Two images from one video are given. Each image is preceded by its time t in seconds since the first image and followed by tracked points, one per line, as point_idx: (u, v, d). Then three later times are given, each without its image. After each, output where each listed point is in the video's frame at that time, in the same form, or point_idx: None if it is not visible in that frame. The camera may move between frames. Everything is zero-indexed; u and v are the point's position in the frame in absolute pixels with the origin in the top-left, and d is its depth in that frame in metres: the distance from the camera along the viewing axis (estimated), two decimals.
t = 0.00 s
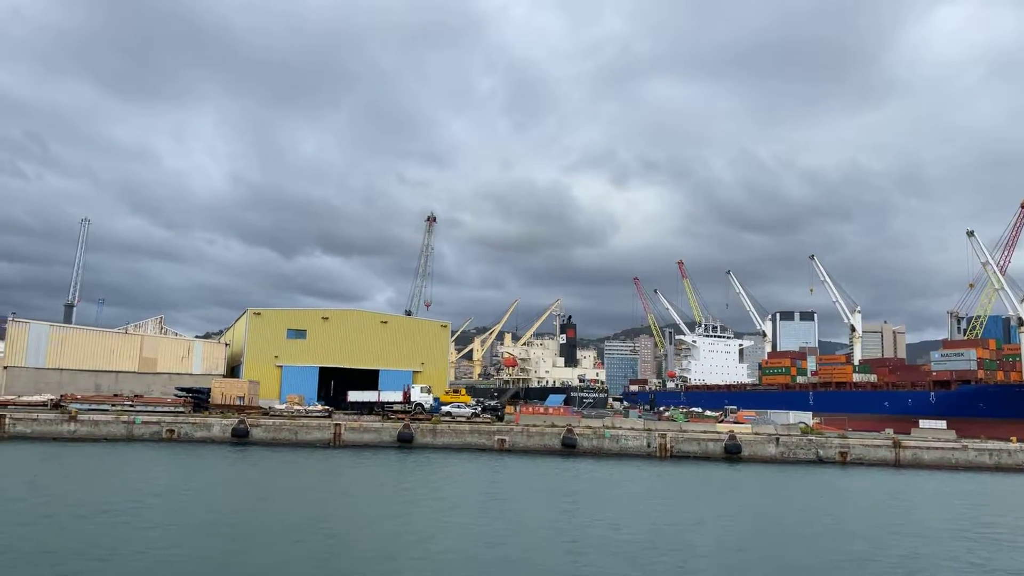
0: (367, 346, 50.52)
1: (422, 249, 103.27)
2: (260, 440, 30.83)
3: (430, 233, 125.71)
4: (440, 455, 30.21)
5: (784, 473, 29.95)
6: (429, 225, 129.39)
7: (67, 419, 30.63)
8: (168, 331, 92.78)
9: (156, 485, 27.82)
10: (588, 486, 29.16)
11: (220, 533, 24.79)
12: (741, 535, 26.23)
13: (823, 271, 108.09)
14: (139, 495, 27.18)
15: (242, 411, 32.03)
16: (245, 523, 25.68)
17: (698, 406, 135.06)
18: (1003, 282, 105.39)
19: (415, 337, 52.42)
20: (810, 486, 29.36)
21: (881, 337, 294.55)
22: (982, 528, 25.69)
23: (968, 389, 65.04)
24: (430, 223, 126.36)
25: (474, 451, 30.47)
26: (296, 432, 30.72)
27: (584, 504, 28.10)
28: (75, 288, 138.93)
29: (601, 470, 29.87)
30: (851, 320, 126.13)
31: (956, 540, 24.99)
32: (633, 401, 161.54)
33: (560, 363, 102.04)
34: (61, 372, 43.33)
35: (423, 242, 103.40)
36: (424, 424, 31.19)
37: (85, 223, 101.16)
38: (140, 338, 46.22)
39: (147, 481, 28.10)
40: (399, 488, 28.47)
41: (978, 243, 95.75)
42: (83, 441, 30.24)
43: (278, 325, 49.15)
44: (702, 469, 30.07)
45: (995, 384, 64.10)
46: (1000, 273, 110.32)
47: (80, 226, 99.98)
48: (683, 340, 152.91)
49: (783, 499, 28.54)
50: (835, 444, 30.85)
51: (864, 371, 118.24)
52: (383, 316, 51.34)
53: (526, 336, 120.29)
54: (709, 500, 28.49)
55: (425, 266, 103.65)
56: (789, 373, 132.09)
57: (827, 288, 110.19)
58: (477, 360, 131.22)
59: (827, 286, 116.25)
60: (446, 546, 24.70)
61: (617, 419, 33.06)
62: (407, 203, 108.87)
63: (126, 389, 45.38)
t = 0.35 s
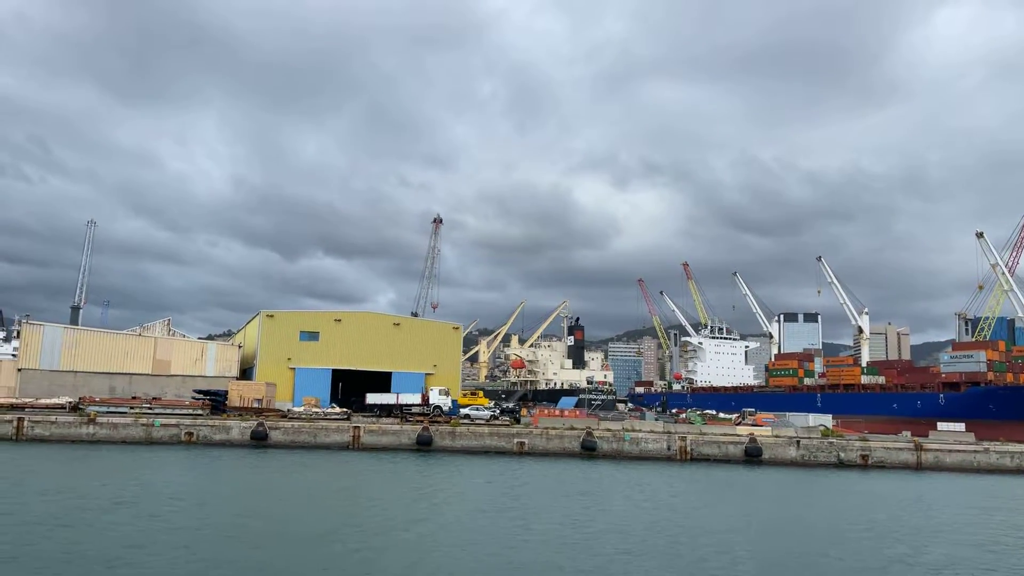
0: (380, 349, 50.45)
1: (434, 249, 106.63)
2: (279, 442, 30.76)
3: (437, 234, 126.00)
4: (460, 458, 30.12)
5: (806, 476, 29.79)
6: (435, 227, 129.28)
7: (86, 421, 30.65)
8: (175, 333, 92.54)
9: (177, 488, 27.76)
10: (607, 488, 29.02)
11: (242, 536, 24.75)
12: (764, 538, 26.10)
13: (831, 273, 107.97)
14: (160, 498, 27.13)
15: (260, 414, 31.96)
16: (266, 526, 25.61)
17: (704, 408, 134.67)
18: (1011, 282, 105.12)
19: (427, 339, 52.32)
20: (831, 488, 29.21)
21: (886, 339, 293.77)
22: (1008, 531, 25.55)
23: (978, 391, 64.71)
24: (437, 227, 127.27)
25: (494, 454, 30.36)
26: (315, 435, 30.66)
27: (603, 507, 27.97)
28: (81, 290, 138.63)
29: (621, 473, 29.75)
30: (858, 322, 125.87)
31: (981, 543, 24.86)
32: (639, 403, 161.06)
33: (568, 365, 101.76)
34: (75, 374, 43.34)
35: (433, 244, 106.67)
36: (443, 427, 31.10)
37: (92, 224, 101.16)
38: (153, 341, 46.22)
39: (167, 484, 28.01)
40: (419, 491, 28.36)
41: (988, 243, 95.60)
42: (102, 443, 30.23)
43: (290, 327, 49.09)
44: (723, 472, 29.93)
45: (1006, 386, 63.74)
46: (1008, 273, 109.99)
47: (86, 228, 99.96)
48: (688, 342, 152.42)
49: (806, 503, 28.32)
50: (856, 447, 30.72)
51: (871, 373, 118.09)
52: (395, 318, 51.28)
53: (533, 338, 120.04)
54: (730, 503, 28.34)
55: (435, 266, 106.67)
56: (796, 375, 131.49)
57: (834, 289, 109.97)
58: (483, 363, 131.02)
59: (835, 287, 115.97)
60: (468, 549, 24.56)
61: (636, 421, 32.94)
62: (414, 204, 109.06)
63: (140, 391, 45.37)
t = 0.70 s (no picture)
0: (391, 350, 50.39)
1: (439, 253, 104.67)
2: (297, 445, 30.73)
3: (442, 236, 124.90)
4: (479, 460, 30.05)
5: (825, 479, 29.69)
6: (440, 229, 129.23)
7: (103, 424, 30.63)
8: (181, 335, 92.44)
9: (196, 491, 27.72)
10: (626, 491, 28.93)
11: (263, 538, 24.71)
12: (784, 540, 26.03)
13: (837, 274, 107.79)
14: (178, 500, 27.08)
15: (277, 416, 31.93)
16: (285, 528, 25.56)
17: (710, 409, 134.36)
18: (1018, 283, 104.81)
19: (438, 341, 52.26)
20: (852, 491, 29.12)
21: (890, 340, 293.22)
22: None
23: (986, 392, 64.24)
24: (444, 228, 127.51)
25: (512, 457, 30.30)
26: (333, 437, 30.66)
27: (622, 509, 27.91)
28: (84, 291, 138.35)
29: (641, 475, 29.65)
30: (864, 324, 125.56)
31: (1004, 545, 24.75)
32: (644, 405, 160.78)
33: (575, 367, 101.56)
34: (88, 377, 43.32)
35: (439, 246, 104.60)
36: (460, 429, 31.06)
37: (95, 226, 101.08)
38: (166, 343, 46.21)
39: (185, 486, 27.98)
40: (438, 493, 28.29)
41: (994, 245, 95.27)
42: (120, 446, 30.21)
43: (302, 329, 49.05)
44: (742, 474, 29.86)
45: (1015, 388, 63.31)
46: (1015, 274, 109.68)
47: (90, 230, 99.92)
48: (693, 344, 152.13)
49: (827, 505, 28.21)
50: (876, 450, 30.60)
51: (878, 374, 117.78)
52: (406, 320, 51.17)
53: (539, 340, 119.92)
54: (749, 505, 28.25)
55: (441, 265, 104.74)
56: (802, 377, 131.15)
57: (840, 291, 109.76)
58: (488, 364, 130.89)
59: (841, 289, 115.78)
60: (488, 551, 24.50)
61: (654, 424, 32.88)
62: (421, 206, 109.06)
63: (153, 394, 45.32)
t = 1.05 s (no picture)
0: (402, 352, 50.34)
1: (441, 257, 103.89)
2: (314, 447, 30.72)
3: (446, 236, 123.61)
4: (496, 462, 30.01)
5: (844, 481, 29.63)
6: (445, 230, 129.21)
7: (120, 426, 30.59)
8: (188, 336, 92.29)
9: (215, 491, 27.73)
10: (646, 493, 28.84)
11: (283, 539, 24.72)
12: (806, 541, 25.94)
13: (842, 276, 107.60)
14: (195, 501, 27.06)
15: (294, 418, 31.95)
16: (304, 529, 25.52)
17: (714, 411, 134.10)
18: None
19: (449, 342, 52.19)
20: (870, 492, 29.05)
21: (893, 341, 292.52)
22: None
23: (990, 394, 63.35)
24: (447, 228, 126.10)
25: (530, 459, 30.27)
26: (350, 439, 30.67)
27: (642, 511, 27.79)
28: (88, 292, 138.16)
29: (659, 477, 29.60)
30: (869, 324, 125.29)
31: None
32: (648, 406, 160.38)
33: (582, 368, 101.38)
34: (100, 378, 43.25)
35: (443, 249, 104.19)
36: (477, 431, 31.03)
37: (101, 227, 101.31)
38: (177, 345, 46.17)
39: (202, 487, 27.96)
40: (457, 494, 28.26)
41: (1001, 246, 94.73)
42: (137, 448, 30.15)
43: (313, 330, 49.01)
44: (760, 476, 29.79)
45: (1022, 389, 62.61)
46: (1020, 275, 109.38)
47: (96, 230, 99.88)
48: (697, 345, 151.88)
49: (845, 507, 28.16)
50: (895, 452, 30.52)
51: (884, 376, 117.56)
52: (417, 321, 51.11)
53: (544, 341, 119.71)
54: (767, 506, 28.22)
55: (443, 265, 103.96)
56: (807, 377, 130.81)
57: (845, 292, 109.56)
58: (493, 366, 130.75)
59: (846, 290, 115.63)
60: (510, 552, 24.45)
61: (671, 426, 32.86)
62: (426, 208, 109.15)
63: (165, 395, 45.26)
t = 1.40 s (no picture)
0: (413, 353, 50.28)
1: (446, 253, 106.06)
2: (330, 448, 30.70)
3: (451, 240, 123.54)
4: (514, 464, 29.94)
5: (862, 483, 29.57)
6: (449, 231, 129.15)
7: (136, 428, 30.56)
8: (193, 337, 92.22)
9: (232, 494, 27.66)
10: (664, 494, 28.77)
11: (302, 540, 24.66)
12: (826, 543, 25.86)
13: (847, 277, 107.38)
14: (212, 503, 27.01)
15: (310, 420, 31.94)
16: (322, 531, 25.47)
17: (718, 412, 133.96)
18: None
19: (459, 344, 52.13)
20: (889, 494, 28.94)
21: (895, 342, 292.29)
22: None
23: (997, 396, 63.20)
24: (452, 231, 125.43)
25: (547, 461, 30.23)
26: (367, 441, 30.65)
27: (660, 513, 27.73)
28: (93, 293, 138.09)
29: (677, 479, 29.55)
30: (873, 325, 125.11)
31: None
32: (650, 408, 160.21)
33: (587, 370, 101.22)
34: (111, 380, 43.23)
35: (449, 246, 106.23)
36: (495, 433, 30.99)
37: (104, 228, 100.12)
38: (188, 346, 46.14)
39: (218, 489, 27.90)
40: (475, 496, 28.21)
41: (1005, 247, 94.25)
42: (153, 449, 30.11)
43: (324, 332, 48.97)
44: (778, 478, 29.74)
45: None
46: None
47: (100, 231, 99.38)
48: (700, 346, 151.75)
49: (864, 508, 28.09)
50: (913, 454, 30.43)
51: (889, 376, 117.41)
52: (427, 323, 51.04)
53: (548, 343, 119.71)
54: (785, 507, 28.17)
55: (448, 267, 106.33)
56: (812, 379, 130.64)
57: (849, 293, 109.41)
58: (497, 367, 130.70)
59: (851, 291, 115.52)
60: (529, 553, 24.37)
61: (688, 428, 32.82)
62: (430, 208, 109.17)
63: (176, 397, 45.19)
